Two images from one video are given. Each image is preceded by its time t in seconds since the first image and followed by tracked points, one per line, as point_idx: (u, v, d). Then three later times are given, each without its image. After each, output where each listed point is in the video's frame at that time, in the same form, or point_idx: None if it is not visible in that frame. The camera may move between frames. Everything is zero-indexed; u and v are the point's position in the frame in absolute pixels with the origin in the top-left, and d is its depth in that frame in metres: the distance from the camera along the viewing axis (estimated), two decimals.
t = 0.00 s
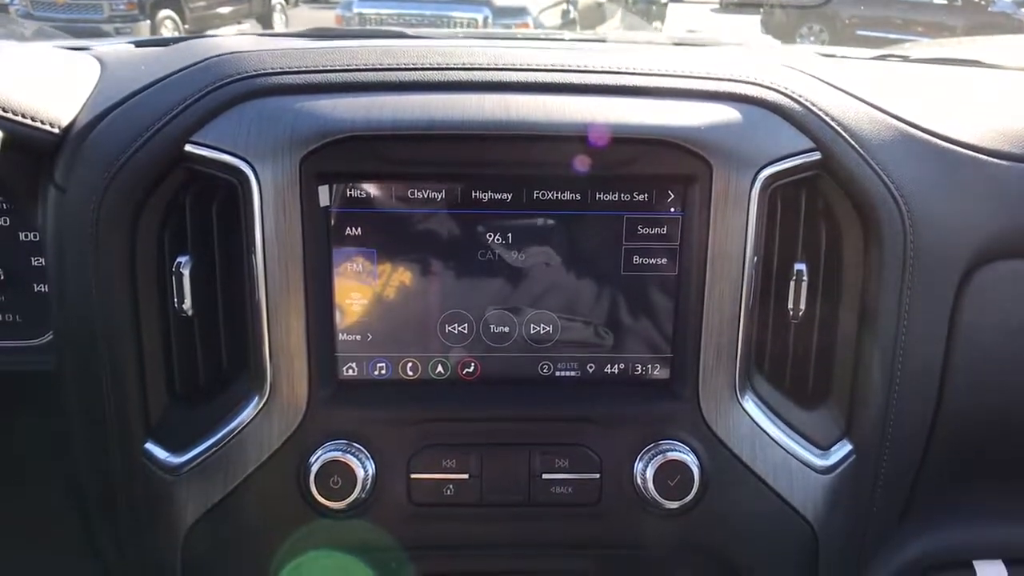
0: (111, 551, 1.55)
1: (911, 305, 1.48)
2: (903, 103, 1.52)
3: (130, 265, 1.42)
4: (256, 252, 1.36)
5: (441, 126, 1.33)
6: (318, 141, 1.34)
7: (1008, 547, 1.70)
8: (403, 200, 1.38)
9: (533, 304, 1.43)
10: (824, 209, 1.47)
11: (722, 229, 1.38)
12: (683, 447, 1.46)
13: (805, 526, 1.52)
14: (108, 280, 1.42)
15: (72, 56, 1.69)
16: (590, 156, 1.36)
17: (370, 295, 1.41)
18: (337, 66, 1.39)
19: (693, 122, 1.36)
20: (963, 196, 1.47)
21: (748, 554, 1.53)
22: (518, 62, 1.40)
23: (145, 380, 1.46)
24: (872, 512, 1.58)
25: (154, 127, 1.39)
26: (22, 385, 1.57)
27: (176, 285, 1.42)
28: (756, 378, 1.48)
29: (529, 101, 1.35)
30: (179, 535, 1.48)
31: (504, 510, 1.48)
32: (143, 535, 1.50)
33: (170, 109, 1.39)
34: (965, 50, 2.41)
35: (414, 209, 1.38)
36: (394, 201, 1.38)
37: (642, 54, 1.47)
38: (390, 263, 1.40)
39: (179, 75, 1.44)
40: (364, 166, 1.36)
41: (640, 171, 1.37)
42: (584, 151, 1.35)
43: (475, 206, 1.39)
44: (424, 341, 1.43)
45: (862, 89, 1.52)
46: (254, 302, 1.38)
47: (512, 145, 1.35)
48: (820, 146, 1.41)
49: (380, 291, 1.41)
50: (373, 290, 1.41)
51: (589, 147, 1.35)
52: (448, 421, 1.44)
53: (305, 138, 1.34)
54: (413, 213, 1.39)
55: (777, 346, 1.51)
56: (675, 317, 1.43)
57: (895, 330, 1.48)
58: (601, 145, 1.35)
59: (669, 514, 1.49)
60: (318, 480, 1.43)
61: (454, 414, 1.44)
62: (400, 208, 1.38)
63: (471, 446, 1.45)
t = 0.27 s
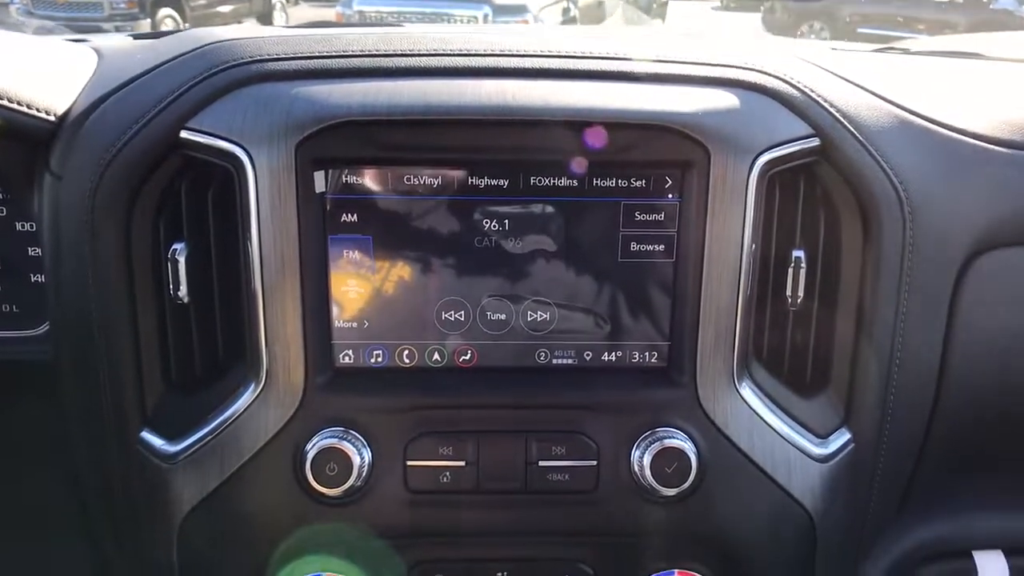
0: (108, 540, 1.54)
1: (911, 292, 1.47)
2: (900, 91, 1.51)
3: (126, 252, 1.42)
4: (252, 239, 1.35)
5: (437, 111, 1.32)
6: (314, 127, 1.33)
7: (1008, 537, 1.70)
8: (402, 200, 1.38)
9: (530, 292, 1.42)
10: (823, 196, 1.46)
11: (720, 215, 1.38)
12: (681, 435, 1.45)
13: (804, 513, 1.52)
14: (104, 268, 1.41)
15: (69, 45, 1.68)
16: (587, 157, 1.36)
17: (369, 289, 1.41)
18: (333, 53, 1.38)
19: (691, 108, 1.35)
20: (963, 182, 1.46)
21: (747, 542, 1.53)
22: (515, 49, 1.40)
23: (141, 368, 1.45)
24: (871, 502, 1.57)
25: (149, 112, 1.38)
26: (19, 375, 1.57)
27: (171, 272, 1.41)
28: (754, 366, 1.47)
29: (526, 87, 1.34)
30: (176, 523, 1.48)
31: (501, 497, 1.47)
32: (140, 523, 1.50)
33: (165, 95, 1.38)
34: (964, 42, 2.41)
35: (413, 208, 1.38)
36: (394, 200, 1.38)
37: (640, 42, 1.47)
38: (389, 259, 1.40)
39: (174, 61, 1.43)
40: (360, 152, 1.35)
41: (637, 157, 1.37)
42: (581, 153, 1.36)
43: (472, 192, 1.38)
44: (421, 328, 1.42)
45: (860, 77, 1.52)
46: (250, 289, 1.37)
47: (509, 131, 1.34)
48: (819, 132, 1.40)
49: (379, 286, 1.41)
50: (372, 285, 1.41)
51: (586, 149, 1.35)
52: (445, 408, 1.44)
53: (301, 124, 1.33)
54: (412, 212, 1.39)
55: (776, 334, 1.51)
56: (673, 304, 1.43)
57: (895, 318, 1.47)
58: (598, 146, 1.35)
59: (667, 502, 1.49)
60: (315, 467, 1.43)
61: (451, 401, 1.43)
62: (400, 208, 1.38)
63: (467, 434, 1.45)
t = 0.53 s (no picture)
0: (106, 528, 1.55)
1: (908, 279, 1.47)
2: (895, 80, 1.51)
3: (123, 239, 1.42)
4: (248, 224, 1.35)
5: (433, 95, 1.32)
6: (309, 112, 1.33)
7: (1006, 525, 1.70)
8: (401, 196, 1.38)
9: (526, 278, 1.42)
10: (820, 182, 1.46)
11: (716, 200, 1.38)
12: (677, 420, 1.45)
13: (801, 501, 1.52)
14: (101, 255, 1.41)
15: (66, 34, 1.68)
16: (588, 158, 1.38)
17: (369, 284, 1.41)
18: (329, 39, 1.38)
19: (686, 93, 1.35)
20: (960, 169, 1.46)
21: (744, 529, 1.53)
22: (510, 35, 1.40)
23: (138, 355, 1.45)
24: (868, 489, 1.57)
25: (145, 99, 1.38)
26: (18, 363, 1.58)
27: (168, 259, 1.42)
28: (751, 352, 1.47)
29: (522, 72, 1.34)
30: (173, 510, 1.48)
31: (498, 482, 1.47)
32: (138, 511, 1.50)
33: (162, 81, 1.38)
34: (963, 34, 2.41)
35: (412, 204, 1.38)
36: (394, 197, 1.38)
37: (635, 29, 1.47)
38: (388, 253, 1.40)
39: (171, 48, 1.43)
40: (355, 137, 1.34)
41: (633, 142, 1.36)
42: (581, 153, 1.37)
43: (468, 177, 1.38)
44: (418, 314, 1.43)
45: (856, 65, 1.52)
46: (247, 274, 1.37)
47: (505, 116, 1.34)
48: (816, 117, 1.40)
49: (379, 280, 1.41)
50: (372, 279, 1.41)
51: (587, 149, 1.37)
52: (441, 394, 1.44)
53: (296, 109, 1.33)
54: (411, 208, 1.39)
55: (773, 320, 1.50)
56: (669, 290, 1.43)
57: (892, 304, 1.47)
58: (599, 147, 1.37)
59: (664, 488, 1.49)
60: (311, 452, 1.43)
61: (448, 387, 1.43)
62: (399, 204, 1.38)
63: (463, 419, 1.44)
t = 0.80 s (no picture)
0: (104, 519, 1.54)
1: (908, 268, 1.46)
2: (897, 68, 1.50)
3: (121, 228, 1.41)
4: (246, 212, 1.35)
5: (432, 82, 1.31)
6: (307, 99, 1.32)
7: (1006, 516, 1.69)
8: (402, 195, 1.38)
9: (525, 267, 1.42)
10: (821, 170, 1.45)
11: (716, 188, 1.37)
12: (677, 409, 1.45)
13: (801, 491, 1.51)
14: (99, 244, 1.40)
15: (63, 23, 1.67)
16: (589, 159, 1.38)
17: (369, 279, 1.41)
18: (326, 26, 1.37)
19: (686, 80, 1.34)
20: (961, 158, 1.45)
21: (744, 519, 1.52)
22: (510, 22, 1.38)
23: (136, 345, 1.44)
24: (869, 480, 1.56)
25: (143, 87, 1.37)
26: (16, 354, 1.57)
27: (166, 247, 1.41)
28: (751, 341, 1.46)
29: (521, 59, 1.33)
30: (172, 500, 1.48)
31: (496, 471, 1.47)
32: (136, 501, 1.49)
33: (159, 69, 1.37)
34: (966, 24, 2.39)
35: (413, 202, 1.38)
36: (395, 196, 1.38)
37: (635, 16, 1.46)
38: (388, 245, 1.40)
39: (167, 35, 1.42)
40: (352, 123, 1.34)
41: (633, 130, 1.36)
42: (583, 154, 1.38)
43: (466, 165, 1.37)
44: (417, 303, 1.42)
45: (857, 52, 1.51)
46: (245, 263, 1.37)
47: (503, 103, 1.33)
48: (816, 105, 1.39)
49: (379, 275, 1.41)
50: (372, 275, 1.41)
51: (588, 150, 1.37)
52: (440, 383, 1.43)
53: (294, 96, 1.32)
54: (411, 207, 1.39)
55: (773, 308, 1.50)
56: (669, 278, 1.42)
57: (893, 293, 1.46)
58: (600, 148, 1.37)
59: (664, 477, 1.48)
60: (309, 441, 1.42)
61: (447, 376, 1.43)
62: (400, 203, 1.39)
63: (461, 408, 1.44)
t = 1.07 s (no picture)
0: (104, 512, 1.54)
1: (911, 259, 1.45)
2: (900, 58, 1.49)
3: (122, 219, 1.40)
4: (246, 201, 1.34)
5: (433, 71, 1.31)
6: (308, 88, 1.32)
7: (1009, 507, 1.69)
8: (404, 189, 1.38)
9: (526, 257, 1.42)
10: (824, 159, 1.45)
11: (718, 178, 1.37)
12: (679, 399, 1.45)
13: (803, 482, 1.51)
14: (100, 235, 1.39)
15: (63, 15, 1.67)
16: (590, 157, 1.38)
17: (370, 274, 1.41)
18: (327, 15, 1.37)
19: (688, 70, 1.33)
20: (964, 148, 1.44)
21: (746, 510, 1.52)
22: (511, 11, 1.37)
23: (137, 336, 1.44)
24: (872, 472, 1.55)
25: (144, 77, 1.36)
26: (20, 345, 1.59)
27: (167, 238, 1.40)
28: (753, 331, 1.46)
29: (522, 49, 1.33)
30: (173, 492, 1.48)
31: (498, 461, 1.47)
32: (137, 493, 1.49)
33: (160, 59, 1.37)
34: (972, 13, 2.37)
35: (415, 196, 1.38)
36: (397, 190, 1.38)
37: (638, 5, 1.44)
38: (389, 235, 1.40)
39: (168, 24, 1.41)
40: (354, 113, 1.34)
41: (634, 119, 1.36)
42: (583, 152, 1.38)
43: (467, 154, 1.37)
44: (418, 293, 1.42)
45: (860, 42, 1.50)
46: (246, 253, 1.36)
47: (504, 93, 1.33)
48: (819, 95, 1.38)
49: (382, 268, 1.41)
50: (373, 270, 1.41)
51: (589, 147, 1.38)
52: (441, 373, 1.43)
53: (295, 86, 1.32)
54: (413, 201, 1.39)
55: (776, 299, 1.50)
56: (671, 268, 1.42)
57: (895, 284, 1.45)
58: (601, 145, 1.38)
59: (666, 468, 1.48)
60: (310, 431, 1.42)
61: (448, 366, 1.43)
62: (401, 197, 1.39)
63: (463, 398, 1.44)
